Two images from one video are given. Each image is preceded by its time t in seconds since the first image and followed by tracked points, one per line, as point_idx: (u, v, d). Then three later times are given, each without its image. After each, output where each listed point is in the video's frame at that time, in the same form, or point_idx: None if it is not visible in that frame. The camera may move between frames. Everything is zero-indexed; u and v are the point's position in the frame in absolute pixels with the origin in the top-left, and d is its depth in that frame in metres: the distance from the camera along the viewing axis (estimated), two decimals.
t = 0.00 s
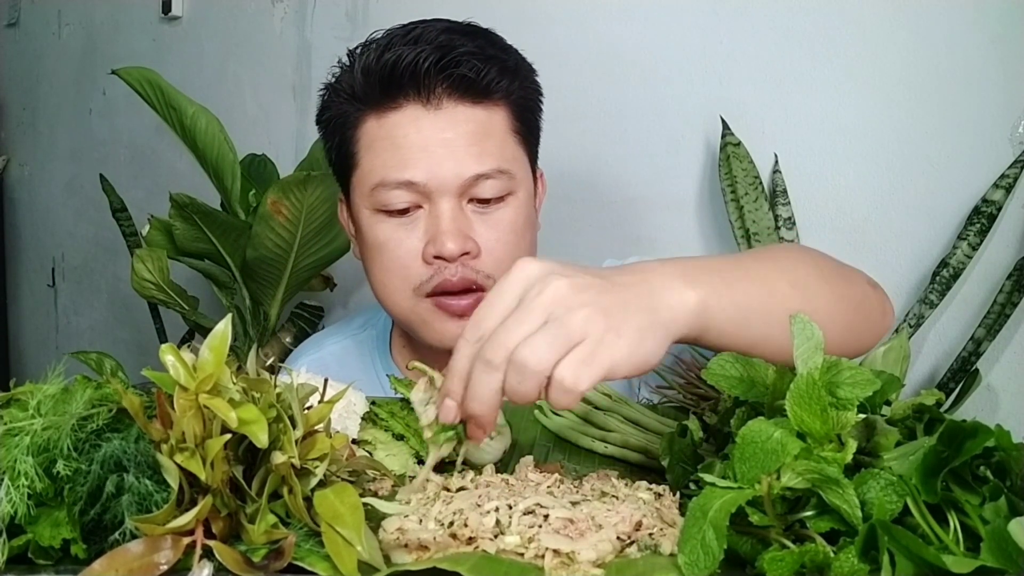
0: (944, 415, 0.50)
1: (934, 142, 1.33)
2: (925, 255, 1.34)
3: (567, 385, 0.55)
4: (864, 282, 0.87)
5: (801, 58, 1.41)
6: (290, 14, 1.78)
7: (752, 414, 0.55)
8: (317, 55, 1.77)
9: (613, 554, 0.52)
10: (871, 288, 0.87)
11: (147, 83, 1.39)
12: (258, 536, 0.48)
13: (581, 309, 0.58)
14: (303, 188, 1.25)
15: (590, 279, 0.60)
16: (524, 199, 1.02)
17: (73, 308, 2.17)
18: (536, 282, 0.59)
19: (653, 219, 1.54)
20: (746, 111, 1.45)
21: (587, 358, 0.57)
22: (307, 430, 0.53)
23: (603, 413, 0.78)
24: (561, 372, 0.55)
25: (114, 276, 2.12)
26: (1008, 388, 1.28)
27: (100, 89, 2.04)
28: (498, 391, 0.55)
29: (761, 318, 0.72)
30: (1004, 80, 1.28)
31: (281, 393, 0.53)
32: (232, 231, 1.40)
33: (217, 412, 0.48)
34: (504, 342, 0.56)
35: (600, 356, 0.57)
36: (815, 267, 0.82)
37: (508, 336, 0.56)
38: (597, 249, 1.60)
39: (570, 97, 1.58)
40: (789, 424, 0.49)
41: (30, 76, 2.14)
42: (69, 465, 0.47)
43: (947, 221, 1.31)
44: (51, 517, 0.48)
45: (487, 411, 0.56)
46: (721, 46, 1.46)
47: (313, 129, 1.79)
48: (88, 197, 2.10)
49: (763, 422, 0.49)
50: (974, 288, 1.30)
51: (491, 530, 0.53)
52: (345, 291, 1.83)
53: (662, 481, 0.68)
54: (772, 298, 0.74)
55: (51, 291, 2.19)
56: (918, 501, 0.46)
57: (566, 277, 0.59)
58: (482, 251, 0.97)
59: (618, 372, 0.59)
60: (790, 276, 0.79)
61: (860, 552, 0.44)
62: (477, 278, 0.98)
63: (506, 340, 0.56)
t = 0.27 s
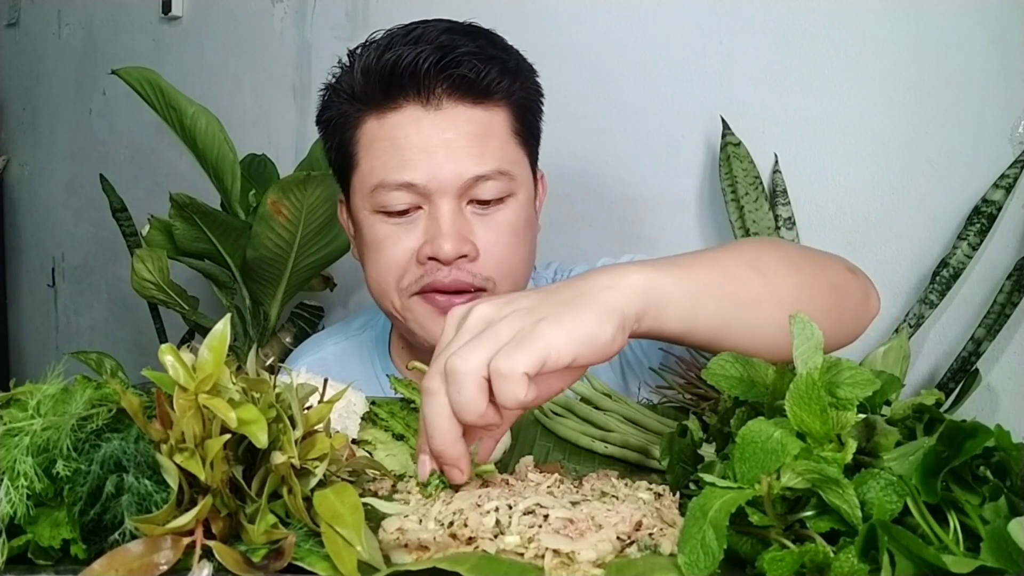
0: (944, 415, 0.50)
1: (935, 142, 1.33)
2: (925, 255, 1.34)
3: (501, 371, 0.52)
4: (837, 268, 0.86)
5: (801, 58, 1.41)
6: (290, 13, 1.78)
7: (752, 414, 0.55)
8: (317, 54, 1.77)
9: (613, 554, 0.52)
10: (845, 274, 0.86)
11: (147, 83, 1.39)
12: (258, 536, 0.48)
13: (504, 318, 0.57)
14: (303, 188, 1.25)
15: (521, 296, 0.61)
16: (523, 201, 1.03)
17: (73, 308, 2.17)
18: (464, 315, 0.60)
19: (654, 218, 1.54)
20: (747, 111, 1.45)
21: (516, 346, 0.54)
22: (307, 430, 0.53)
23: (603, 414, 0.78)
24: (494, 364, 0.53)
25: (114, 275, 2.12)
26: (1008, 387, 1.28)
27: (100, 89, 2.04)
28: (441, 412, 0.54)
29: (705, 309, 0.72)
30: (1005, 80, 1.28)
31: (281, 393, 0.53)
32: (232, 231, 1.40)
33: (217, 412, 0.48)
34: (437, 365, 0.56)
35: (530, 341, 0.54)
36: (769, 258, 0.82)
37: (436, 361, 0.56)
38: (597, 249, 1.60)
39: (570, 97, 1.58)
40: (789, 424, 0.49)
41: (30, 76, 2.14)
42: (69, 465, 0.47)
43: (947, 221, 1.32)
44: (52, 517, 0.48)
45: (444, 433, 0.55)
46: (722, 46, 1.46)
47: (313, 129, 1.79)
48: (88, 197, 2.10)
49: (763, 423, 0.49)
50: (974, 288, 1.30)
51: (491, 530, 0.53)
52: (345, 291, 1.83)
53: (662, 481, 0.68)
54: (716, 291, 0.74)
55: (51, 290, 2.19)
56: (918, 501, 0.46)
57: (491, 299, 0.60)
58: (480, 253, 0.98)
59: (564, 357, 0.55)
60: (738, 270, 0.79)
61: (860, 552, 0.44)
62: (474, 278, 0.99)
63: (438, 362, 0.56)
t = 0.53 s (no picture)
0: (944, 415, 0.50)
1: (935, 142, 1.33)
2: (925, 255, 1.34)
3: (498, 400, 0.56)
4: (832, 291, 0.84)
5: (801, 59, 1.41)
6: (290, 13, 1.78)
7: (752, 414, 0.55)
8: (317, 54, 1.77)
9: (613, 554, 0.52)
10: (841, 297, 0.84)
11: (147, 83, 1.39)
12: (259, 536, 0.48)
13: (501, 338, 0.61)
14: (303, 188, 1.25)
15: (518, 313, 0.64)
16: (521, 199, 1.03)
17: (73, 308, 2.17)
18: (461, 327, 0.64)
19: (654, 218, 1.54)
20: (747, 111, 1.45)
21: (513, 375, 0.58)
22: (307, 430, 0.53)
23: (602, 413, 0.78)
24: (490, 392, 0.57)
25: (114, 275, 2.12)
26: (1008, 387, 1.28)
27: (100, 89, 2.04)
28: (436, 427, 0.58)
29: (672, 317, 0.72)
30: (1005, 80, 1.28)
31: (281, 393, 0.53)
32: (232, 231, 1.40)
33: (217, 412, 0.48)
34: (435, 382, 0.60)
35: (531, 369, 0.58)
36: (759, 272, 0.82)
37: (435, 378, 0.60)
38: (597, 248, 1.60)
39: (570, 97, 1.58)
40: (789, 424, 0.49)
41: (30, 76, 2.14)
42: (69, 465, 0.47)
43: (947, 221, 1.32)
44: (52, 517, 0.48)
45: (441, 448, 0.59)
46: (722, 45, 1.46)
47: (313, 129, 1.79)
48: (87, 197, 2.10)
49: (763, 422, 0.49)
50: (974, 288, 1.30)
51: (491, 530, 0.53)
52: (345, 291, 1.83)
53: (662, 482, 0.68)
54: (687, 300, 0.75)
55: (51, 291, 2.19)
56: (917, 501, 0.46)
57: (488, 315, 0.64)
58: (478, 249, 0.98)
59: (559, 387, 0.59)
60: (719, 277, 0.80)
61: (860, 552, 0.44)
62: (472, 275, 0.98)
63: (436, 378, 0.60)
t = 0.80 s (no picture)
0: (943, 415, 0.50)
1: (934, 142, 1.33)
2: (925, 255, 1.34)
3: (636, 379, 0.56)
4: (859, 288, 0.79)
5: (801, 58, 1.41)
6: (290, 13, 1.78)
7: (752, 414, 0.55)
8: (317, 54, 1.77)
9: (613, 554, 0.52)
10: (864, 294, 0.79)
11: (146, 83, 1.39)
12: (259, 536, 0.48)
13: (654, 300, 0.58)
14: (303, 187, 1.25)
15: (662, 271, 0.60)
16: (518, 194, 1.02)
17: (73, 308, 2.17)
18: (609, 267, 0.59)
19: (654, 218, 1.54)
20: (747, 111, 1.45)
21: (658, 351, 0.57)
22: (307, 430, 0.53)
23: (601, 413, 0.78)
24: (631, 363, 0.56)
25: (114, 275, 2.12)
26: (1008, 387, 1.28)
27: (100, 89, 2.04)
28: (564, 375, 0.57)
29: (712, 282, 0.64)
30: (1004, 80, 1.28)
31: (281, 393, 0.53)
32: (232, 231, 1.40)
33: (217, 412, 0.48)
34: (577, 330, 0.56)
35: (670, 348, 0.58)
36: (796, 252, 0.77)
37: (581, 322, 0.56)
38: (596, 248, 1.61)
39: (569, 97, 1.58)
40: (789, 424, 0.49)
41: (30, 76, 2.14)
42: (69, 465, 0.47)
43: (947, 220, 1.32)
44: (51, 517, 0.48)
45: (550, 385, 0.57)
46: (722, 45, 1.46)
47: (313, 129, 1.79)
48: (88, 197, 2.10)
49: (763, 422, 0.49)
50: (974, 288, 1.30)
51: (491, 530, 0.53)
52: (345, 291, 1.83)
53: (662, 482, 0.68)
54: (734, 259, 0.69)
55: (51, 291, 2.19)
56: (917, 501, 0.46)
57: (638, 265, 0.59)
58: (477, 245, 0.98)
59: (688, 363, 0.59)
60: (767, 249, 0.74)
61: (860, 552, 0.44)
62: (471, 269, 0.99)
63: (579, 327, 0.56)
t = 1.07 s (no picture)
0: (944, 415, 0.50)
1: (936, 142, 1.33)
2: (925, 256, 1.34)
3: (645, 383, 0.55)
4: (851, 294, 0.81)
5: (801, 58, 1.41)
6: (290, 14, 1.78)
7: (752, 414, 0.55)
8: (317, 54, 1.77)
9: (613, 554, 0.52)
10: (859, 301, 0.81)
11: (147, 83, 1.39)
12: (258, 536, 0.48)
13: (635, 316, 0.59)
14: (303, 187, 1.25)
15: (635, 292, 0.62)
16: (527, 192, 1.02)
17: (73, 308, 2.17)
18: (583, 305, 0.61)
19: (653, 218, 1.54)
20: (746, 111, 1.45)
21: (657, 354, 0.57)
22: (307, 430, 0.53)
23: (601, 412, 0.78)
24: (635, 372, 0.56)
25: (114, 275, 2.12)
26: (1008, 387, 1.28)
27: (100, 89, 2.04)
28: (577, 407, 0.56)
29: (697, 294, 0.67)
30: (1004, 80, 1.28)
31: (281, 393, 0.53)
32: (232, 231, 1.40)
33: (217, 412, 0.48)
34: (570, 362, 0.57)
35: (670, 349, 0.57)
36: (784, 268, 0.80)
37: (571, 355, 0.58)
38: (596, 248, 1.61)
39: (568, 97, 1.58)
40: (789, 424, 0.49)
41: (30, 76, 2.14)
42: (69, 465, 0.47)
43: (947, 221, 1.32)
44: (51, 517, 0.48)
45: (569, 437, 0.56)
46: (721, 45, 1.46)
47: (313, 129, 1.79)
48: (88, 197, 2.10)
49: (763, 422, 0.49)
50: (974, 288, 1.30)
51: (491, 530, 0.53)
52: (345, 291, 1.83)
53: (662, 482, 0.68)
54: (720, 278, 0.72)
55: (51, 291, 2.19)
56: (917, 501, 0.46)
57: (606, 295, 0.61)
58: (486, 243, 0.98)
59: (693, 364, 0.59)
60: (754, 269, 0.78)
61: (860, 552, 0.44)
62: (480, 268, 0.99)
63: (573, 359, 0.57)
